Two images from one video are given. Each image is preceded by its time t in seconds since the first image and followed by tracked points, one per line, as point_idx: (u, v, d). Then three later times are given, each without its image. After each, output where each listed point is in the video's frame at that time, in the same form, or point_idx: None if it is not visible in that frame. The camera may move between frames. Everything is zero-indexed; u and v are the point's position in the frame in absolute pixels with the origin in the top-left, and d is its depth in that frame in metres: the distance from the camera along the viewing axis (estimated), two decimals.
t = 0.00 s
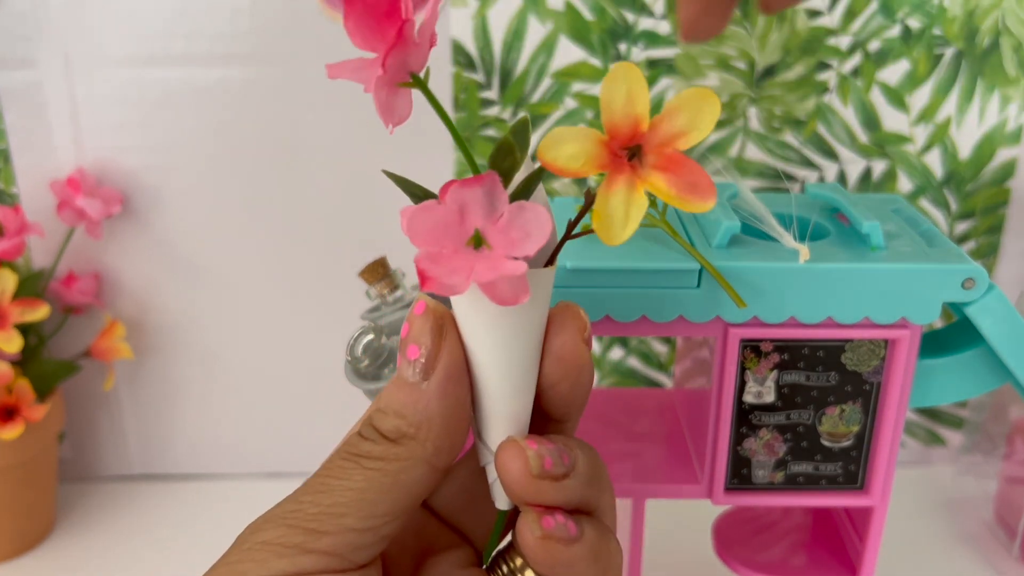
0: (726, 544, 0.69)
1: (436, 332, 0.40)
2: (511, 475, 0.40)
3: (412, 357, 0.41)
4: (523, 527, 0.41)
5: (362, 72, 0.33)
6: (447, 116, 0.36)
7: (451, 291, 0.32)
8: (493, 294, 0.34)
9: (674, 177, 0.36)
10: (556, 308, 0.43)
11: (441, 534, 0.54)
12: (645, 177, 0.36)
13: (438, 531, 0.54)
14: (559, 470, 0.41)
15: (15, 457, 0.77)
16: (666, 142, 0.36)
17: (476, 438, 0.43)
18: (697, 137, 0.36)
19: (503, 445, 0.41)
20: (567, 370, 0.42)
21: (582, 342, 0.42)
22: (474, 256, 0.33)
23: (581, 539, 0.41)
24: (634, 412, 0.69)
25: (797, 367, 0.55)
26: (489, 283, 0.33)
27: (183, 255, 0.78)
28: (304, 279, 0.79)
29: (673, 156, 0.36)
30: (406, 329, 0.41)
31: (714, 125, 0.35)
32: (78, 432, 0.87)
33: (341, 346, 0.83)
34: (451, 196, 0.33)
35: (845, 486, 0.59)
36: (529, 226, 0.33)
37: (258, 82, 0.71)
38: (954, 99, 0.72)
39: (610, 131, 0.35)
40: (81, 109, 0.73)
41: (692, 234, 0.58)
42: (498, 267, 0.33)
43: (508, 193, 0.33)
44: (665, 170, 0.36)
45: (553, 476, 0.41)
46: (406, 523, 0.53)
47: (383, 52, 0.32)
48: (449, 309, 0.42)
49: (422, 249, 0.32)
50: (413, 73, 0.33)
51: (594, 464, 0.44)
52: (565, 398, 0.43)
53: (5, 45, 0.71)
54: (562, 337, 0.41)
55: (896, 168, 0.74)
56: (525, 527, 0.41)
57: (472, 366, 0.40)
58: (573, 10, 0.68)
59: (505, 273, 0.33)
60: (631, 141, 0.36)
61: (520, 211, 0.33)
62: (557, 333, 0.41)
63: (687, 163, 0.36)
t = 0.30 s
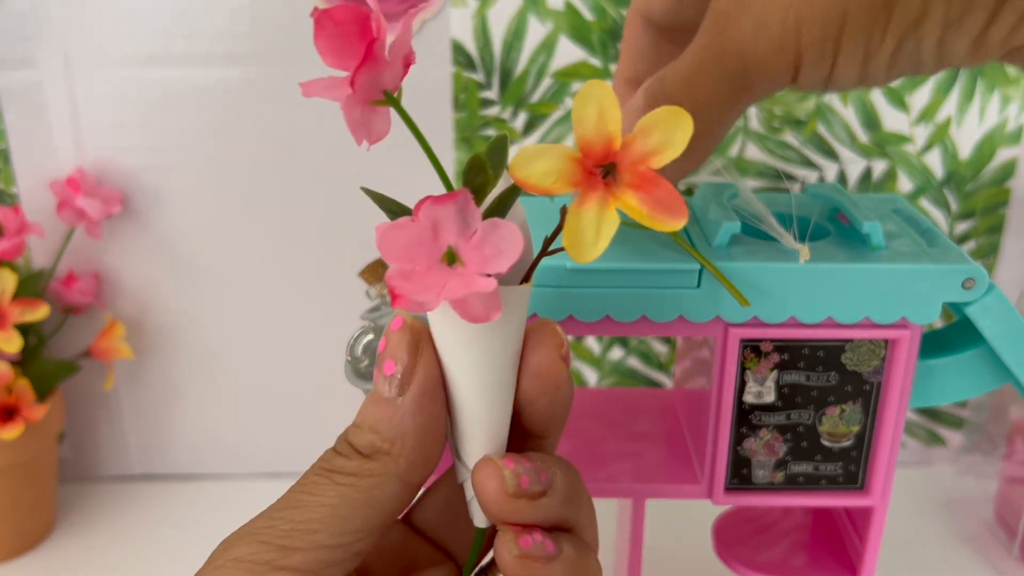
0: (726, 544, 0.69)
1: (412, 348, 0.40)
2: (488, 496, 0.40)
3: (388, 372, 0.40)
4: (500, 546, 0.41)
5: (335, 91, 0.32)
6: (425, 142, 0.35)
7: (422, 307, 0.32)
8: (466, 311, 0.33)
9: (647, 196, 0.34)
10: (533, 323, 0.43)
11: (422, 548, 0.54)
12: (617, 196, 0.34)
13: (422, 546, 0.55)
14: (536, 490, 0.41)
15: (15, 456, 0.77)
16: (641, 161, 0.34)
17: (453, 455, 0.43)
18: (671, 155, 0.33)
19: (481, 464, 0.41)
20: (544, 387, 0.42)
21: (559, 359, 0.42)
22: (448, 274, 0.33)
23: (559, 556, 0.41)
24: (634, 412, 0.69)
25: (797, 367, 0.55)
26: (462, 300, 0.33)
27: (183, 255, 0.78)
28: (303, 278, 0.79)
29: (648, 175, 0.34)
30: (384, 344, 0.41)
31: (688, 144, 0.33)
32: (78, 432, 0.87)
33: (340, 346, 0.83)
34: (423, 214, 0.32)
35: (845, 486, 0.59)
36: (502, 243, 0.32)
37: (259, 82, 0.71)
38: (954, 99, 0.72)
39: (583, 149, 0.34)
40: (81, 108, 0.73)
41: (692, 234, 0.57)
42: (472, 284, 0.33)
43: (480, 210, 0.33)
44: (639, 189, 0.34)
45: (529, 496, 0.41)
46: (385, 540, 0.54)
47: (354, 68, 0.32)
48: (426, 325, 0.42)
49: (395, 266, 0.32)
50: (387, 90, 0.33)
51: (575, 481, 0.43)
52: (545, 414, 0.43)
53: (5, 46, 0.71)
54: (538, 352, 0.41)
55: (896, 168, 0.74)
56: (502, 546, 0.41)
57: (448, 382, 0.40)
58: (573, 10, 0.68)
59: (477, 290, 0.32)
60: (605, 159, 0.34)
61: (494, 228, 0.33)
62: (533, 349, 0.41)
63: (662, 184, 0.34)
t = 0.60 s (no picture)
0: (726, 544, 0.69)
1: (406, 339, 0.40)
2: (484, 484, 0.40)
3: (381, 363, 0.40)
4: (495, 535, 0.41)
5: (324, 80, 0.33)
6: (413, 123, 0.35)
7: (418, 297, 0.32)
8: (463, 300, 0.33)
9: (645, 181, 0.33)
10: (529, 315, 0.43)
11: (417, 542, 0.54)
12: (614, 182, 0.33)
13: (415, 540, 0.55)
14: (533, 477, 0.41)
15: (15, 456, 0.77)
16: (638, 146, 0.33)
17: (447, 446, 0.43)
18: (669, 141, 0.33)
19: (476, 453, 0.40)
20: (539, 377, 0.42)
21: (554, 350, 0.42)
22: (442, 261, 0.32)
23: (554, 546, 0.42)
24: (635, 412, 0.69)
25: (797, 367, 0.55)
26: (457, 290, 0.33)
27: (183, 255, 0.78)
28: (303, 279, 0.79)
29: (645, 161, 0.33)
30: (377, 335, 0.41)
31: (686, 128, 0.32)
32: (78, 432, 0.87)
33: (340, 346, 0.82)
34: (417, 203, 0.32)
35: (845, 486, 0.59)
36: (495, 231, 0.32)
37: (259, 82, 0.71)
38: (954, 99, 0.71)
39: (580, 134, 0.33)
40: (81, 108, 0.73)
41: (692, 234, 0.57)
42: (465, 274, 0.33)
43: (472, 198, 0.33)
44: (636, 175, 0.33)
45: (526, 484, 0.41)
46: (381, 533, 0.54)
47: (344, 57, 0.32)
48: (419, 315, 0.42)
49: (389, 256, 0.32)
50: (377, 79, 0.33)
51: (571, 469, 0.43)
52: (540, 405, 0.43)
53: (4, 46, 0.71)
54: (533, 343, 0.41)
55: (896, 168, 0.74)
56: (497, 535, 0.41)
57: (442, 371, 0.40)
58: (573, 10, 0.68)
59: (473, 278, 0.32)
60: (601, 145, 0.33)
61: (488, 215, 0.32)
62: (528, 340, 0.41)
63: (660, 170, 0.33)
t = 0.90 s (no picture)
0: (726, 544, 0.69)
1: (409, 334, 0.40)
2: (494, 453, 0.40)
3: (384, 360, 0.41)
4: (504, 507, 0.40)
5: (346, 68, 0.33)
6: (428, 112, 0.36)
7: (439, 287, 0.32)
8: (479, 290, 0.33)
9: (661, 175, 0.34)
10: (535, 309, 0.44)
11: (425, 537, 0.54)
12: (630, 175, 0.34)
13: (420, 535, 0.54)
14: (542, 451, 0.41)
15: (15, 456, 0.77)
16: (654, 141, 0.34)
17: (453, 440, 0.44)
18: (683, 137, 0.34)
19: (485, 426, 0.40)
20: (544, 370, 0.42)
21: (559, 341, 0.43)
22: (458, 252, 0.33)
23: (561, 522, 0.41)
24: (635, 412, 0.69)
25: (797, 367, 0.55)
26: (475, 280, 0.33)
27: (183, 255, 0.78)
28: (303, 278, 0.79)
29: (661, 156, 0.34)
30: (380, 333, 0.41)
31: (701, 127, 0.34)
32: (78, 432, 0.87)
33: (340, 346, 0.82)
34: (436, 192, 0.32)
35: (845, 486, 0.59)
36: (511, 222, 0.33)
37: (259, 81, 0.71)
38: (954, 99, 0.71)
39: (598, 128, 0.34)
40: (81, 108, 0.73)
41: (692, 235, 0.57)
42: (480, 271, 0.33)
43: (488, 189, 0.33)
44: (652, 169, 0.34)
45: (536, 457, 0.40)
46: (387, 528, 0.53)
47: (369, 45, 0.32)
48: (421, 312, 0.42)
49: (408, 247, 0.32)
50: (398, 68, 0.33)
51: (579, 450, 0.43)
52: (544, 399, 0.43)
53: (5, 46, 0.71)
54: (538, 335, 0.42)
55: (896, 168, 0.74)
56: (505, 507, 0.40)
57: (447, 364, 0.41)
58: (572, 10, 0.68)
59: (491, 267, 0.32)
60: (616, 139, 0.34)
61: (502, 208, 0.33)
62: (534, 333, 0.42)
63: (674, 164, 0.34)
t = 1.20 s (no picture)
0: (726, 544, 0.69)
1: (440, 324, 0.40)
2: (525, 443, 0.40)
3: (414, 351, 0.41)
4: (536, 498, 0.40)
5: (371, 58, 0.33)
6: (449, 91, 0.36)
7: (471, 277, 0.33)
8: (512, 279, 0.34)
9: (694, 158, 0.34)
10: (563, 296, 0.43)
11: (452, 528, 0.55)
12: (663, 158, 0.34)
13: (449, 526, 0.55)
14: (573, 442, 0.41)
15: (13, 457, 0.76)
16: (687, 123, 0.34)
17: (483, 428, 0.43)
18: (716, 120, 0.34)
19: (516, 416, 0.40)
20: (572, 359, 0.42)
21: (586, 328, 0.42)
22: (487, 242, 0.33)
23: (593, 514, 0.41)
24: (635, 412, 0.69)
25: (797, 367, 0.55)
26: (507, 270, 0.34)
27: (183, 255, 0.78)
28: (304, 278, 0.79)
29: (693, 138, 0.34)
30: (410, 322, 0.41)
31: (735, 110, 0.34)
32: (77, 432, 0.87)
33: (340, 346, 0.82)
34: (464, 182, 0.33)
35: (846, 486, 0.59)
36: (541, 209, 0.33)
37: (259, 82, 0.71)
38: (954, 99, 0.71)
39: (631, 112, 0.34)
40: (80, 108, 0.73)
41: (692, 235, 0.57)
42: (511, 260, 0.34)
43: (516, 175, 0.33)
44: (685, 151, 0.34)
45: (567, 448, 0.40)
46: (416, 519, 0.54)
47: (397, 34, 0.32)
48: (451, 300, 0.42)
49: (438, 241, 0.33)
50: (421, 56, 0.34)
51: (610, 441, 0.43)
52: (571, 386, 0.43)
53: (4, 46, 0.71)
54: (566, 323, 0.42)
55: (896, 168, 0.74)
56: (537, 498, 0.40)
57: (477, 355, 0.41)
58: (573, 10, 0.68)
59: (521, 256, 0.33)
60: (649, 122, 0.34)
61: (531, 194, 0.33)
62: (562, 321, 0.42)
63: (707, 145, 0.34)
